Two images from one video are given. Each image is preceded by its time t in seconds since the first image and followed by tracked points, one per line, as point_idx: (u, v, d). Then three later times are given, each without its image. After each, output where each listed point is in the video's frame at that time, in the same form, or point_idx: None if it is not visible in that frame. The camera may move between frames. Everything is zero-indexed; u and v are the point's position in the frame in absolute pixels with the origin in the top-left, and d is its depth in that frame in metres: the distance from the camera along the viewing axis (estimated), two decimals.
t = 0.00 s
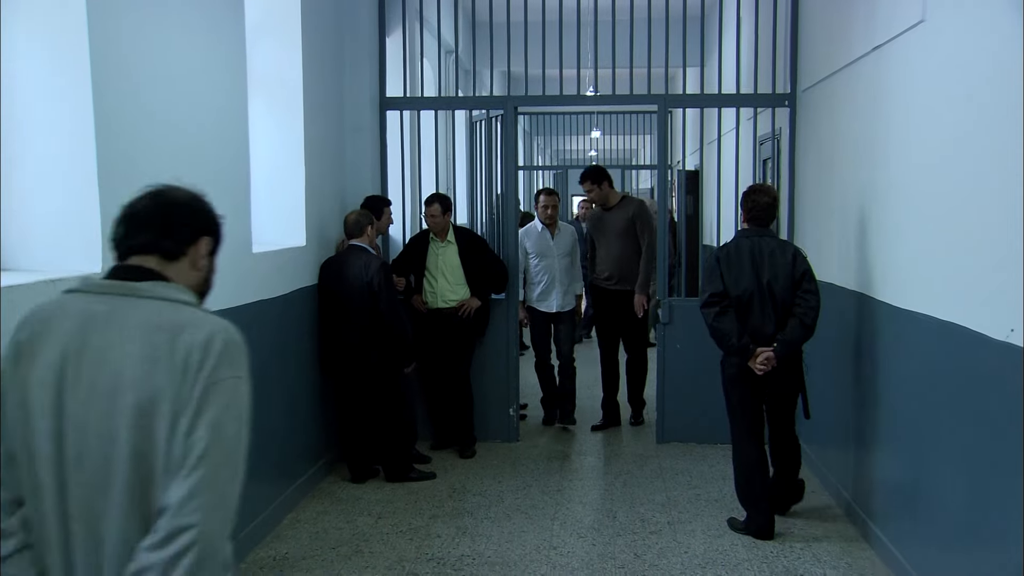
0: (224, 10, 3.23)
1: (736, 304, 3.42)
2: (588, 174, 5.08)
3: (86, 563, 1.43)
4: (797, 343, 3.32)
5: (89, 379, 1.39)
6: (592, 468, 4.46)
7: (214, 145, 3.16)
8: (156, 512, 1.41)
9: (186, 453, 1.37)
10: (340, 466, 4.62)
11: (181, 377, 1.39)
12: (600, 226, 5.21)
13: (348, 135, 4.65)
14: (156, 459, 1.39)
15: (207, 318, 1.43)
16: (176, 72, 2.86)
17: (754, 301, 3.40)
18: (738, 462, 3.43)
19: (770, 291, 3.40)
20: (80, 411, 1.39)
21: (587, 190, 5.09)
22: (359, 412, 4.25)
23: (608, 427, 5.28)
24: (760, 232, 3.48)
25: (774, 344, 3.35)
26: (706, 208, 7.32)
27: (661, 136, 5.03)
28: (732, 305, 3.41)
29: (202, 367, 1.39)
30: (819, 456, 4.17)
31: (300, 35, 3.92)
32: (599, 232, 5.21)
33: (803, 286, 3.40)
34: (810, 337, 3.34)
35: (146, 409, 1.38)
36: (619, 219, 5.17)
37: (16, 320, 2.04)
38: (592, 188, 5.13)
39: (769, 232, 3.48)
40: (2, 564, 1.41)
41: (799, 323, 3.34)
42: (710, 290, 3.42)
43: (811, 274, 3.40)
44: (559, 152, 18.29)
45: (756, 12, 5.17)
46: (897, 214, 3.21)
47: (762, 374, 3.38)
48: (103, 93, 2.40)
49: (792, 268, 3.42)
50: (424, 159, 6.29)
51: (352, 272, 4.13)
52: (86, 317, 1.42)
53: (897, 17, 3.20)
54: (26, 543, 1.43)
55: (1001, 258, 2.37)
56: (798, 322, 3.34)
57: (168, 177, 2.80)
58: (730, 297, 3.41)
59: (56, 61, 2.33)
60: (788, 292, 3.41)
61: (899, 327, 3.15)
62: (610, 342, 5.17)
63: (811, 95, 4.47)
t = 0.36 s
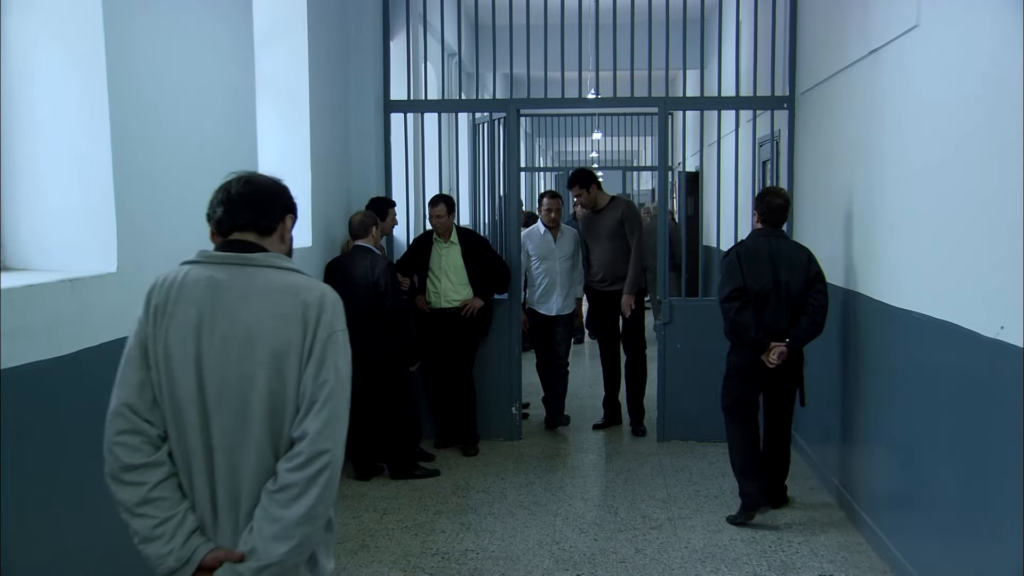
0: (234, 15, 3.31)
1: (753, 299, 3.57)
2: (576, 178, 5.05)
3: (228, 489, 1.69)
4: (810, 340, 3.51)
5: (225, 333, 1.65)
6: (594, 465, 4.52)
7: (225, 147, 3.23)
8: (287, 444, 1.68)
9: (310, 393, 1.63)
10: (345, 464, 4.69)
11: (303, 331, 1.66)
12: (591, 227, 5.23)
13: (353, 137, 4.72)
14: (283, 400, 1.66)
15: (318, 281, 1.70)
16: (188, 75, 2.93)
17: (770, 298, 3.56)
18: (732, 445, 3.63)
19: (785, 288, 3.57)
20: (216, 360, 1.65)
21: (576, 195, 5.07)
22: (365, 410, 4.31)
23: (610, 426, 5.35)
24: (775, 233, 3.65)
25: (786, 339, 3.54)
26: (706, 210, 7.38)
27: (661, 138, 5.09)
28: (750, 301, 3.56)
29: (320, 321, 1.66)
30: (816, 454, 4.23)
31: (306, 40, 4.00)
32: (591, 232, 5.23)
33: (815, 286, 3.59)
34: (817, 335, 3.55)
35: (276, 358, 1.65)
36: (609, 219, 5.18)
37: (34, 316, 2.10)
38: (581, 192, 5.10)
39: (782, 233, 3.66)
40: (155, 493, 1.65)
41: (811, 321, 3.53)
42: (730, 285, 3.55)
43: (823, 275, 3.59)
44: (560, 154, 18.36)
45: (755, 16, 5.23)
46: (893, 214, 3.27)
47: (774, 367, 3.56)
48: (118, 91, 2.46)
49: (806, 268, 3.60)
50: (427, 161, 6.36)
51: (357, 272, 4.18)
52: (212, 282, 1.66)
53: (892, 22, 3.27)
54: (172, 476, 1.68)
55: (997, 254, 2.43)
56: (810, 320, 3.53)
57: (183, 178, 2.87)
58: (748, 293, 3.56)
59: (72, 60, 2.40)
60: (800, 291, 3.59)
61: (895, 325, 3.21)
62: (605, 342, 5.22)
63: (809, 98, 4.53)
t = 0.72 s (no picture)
0: (243, 20, 3.37)
1: (757, 293, 3.73)
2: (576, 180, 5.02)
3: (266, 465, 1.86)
4: (810, 333, 3.63)
5: (261, 330, 1.83)
6: (595, 462, 4.59)
7: (234, 148, 3.30)
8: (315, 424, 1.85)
9: (336, 378, 1.82)
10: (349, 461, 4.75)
11: (329, 325, 1.84)
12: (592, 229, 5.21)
13: (358, 139, 4.78)
14: (313, 386, 1.83)
15: (341, 285, 1.89)
16: (199, 79, 3.00)
17: (773, 292, 3.71)
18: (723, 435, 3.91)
19: (788, 283, 3.72)
20: (254, 351, 1.82)
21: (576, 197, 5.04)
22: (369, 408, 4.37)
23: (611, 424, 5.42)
24: (781, 230, 3.80)
25: (788, 332, 3.67)
26: (706, 211, 7.45)
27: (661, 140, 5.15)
28: (754, 294, 3.73)
29: (343, 318, 1.84)
30: (813, 450, 4.29)
31: (312, 43, 4.06)
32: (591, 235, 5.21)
33: (817, 281, 3.72)
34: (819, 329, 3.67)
35: (306, 350, 1.83)
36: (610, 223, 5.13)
37: (51, 313, 2.17)
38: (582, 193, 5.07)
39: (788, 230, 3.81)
40: (204, 470, 1.82)
41: (812, 315, 3.65)
42: (734, 279, 3.74)
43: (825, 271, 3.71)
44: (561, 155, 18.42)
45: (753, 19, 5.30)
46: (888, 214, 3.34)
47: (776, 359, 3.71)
48: (132, 94, 2.52)
49: (809, 264, 3.72)
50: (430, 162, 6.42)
51: (362, 271, 4.24)
52: (249, 288, 1.84)
53: (887, 26, 3.34)
54: (219, 455, 1.85)
55: (988, 253, 2.49)
56: (811, 313, 3.65)
57: (193, 179, 2.94)
58: (752, 287, 3.73)
59: (89, 63, 2.46)
60: (804, 286, 3.71)
61: (890, 323, 3.28)
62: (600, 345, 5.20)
63: (806, 100, 4.60)
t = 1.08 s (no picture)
0: (252, 26, 3.43)
1: (744, 294, 3.92)
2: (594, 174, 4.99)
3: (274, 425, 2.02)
4: (796, 330, 3.78)
5: (268, 303, 1.99)
6: (597, 460, 4.66)
7: (245, 150, 3.36)
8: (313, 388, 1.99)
9: (331, 346, 1.97)
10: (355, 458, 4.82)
11: (327, 299, 1.99)
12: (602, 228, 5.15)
13: (361, 141, 4.85)
14: (311, 352, 1.98)
15: (340, 266, 2.05)
16: (210, 83, 3.06)
17: (759, 293, 3.89)
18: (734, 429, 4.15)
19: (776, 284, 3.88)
20: (261, 322, 1.99)
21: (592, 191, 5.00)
22: (374, 406, 4.44)
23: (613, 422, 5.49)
24: (768, 233, 3.97)
25: (775, 330, 3.83)
26: (707, 212, 7.51)
27: (662, 141, 5.21)
28: (741, 296, 3.92)
29: (340, 293, 2.00)
30: (812, 448, 4.35)
31: (317, 48, 4.13)
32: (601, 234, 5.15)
33: (803, 280, 3.86)
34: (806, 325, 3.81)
35: (305, 322, 1.98)
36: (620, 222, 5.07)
37: (68, 312, 2.24)
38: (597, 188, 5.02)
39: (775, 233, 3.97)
40: (220, 427, 1.99)
41: (798, 312, 3.80)
42: (722, 282, 3.95)
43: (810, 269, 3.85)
44: (563, 156, 18.48)
45: (753, 22, 5.35)
46: (888, 215, 3.37)
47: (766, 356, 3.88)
48: (145, 98, 2.59)
49: (795, 263, 3.88)
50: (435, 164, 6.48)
51: (366, 271, 4.29)
52: (260, 269, 2.03)
53: (883, 30, 3.39)
54: (233, 415, 2.01)
55: (982, 252, 2.55)
56: (797, 312, 3.80)
57: (204, 182, 3.00)
58: (739, 288, 3.93)
59: (104, 68, 2.53)
60: (789, 284, 3.87)
61: (886, 322, 3.34)
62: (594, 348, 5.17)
63: (806, 102, 4.65)
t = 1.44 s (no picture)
0: (258, 30, 3.50)
1: (723, 290, 4.19)
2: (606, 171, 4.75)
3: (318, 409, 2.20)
4: (773, 323, 4.04)
5: (315, 299, 2.18)
6: (598, 456, 4.72)
7: (252, 151, 3.42)
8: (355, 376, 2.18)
9: (373, 337, 2.16)
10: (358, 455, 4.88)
11: (368, 295, 2.18)
12: (607, 228, 4.94)
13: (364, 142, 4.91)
14: (354, 343, 2.17)
15: (378, 266, 2.23)
16: (218, 86, 3.12)
17: (736, 288, 4.16)
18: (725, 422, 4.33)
19: (753, 279, 4.13)
20: (309, 315, 2.18)
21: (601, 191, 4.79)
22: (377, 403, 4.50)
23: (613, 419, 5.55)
24: (743, 229, 4.21)
25: (753, 323, 4.10)
26: (706, 211, 7.56)
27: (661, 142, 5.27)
28: (720, 291, 4.19)
29: (381, 290, 2.18)
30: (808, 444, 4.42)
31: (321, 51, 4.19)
32: (606, 234, 4.93)
33: (778, 273, 4.11)
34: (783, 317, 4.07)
35: (349, 316, 2.16)
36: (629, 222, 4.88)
37: (83, 309, 2.31)
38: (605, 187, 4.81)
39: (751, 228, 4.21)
40: (269, 410, 2.17)
41: (774, 306, 4.06)
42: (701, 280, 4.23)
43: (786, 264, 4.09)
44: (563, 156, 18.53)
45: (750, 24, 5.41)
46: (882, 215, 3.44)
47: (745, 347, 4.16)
48: (156, 101, 2.65)
49: (770, 258, 4.12)
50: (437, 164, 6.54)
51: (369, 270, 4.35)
52: (305, 269, 2.21)
53: (878, 33, 3.45)
54: (279, 399, 2.19)
55: (972, 250, 2.62)
56: (773, 305, 4.06)
57: (212, 183, 3.06)
58: (718, 285, 4.19)
59: (114, 70, 2.60)
60: (766, 278, 4.12)
61: (879, 319, 3.41)
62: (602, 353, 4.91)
63: (803, 103, 4.70)
